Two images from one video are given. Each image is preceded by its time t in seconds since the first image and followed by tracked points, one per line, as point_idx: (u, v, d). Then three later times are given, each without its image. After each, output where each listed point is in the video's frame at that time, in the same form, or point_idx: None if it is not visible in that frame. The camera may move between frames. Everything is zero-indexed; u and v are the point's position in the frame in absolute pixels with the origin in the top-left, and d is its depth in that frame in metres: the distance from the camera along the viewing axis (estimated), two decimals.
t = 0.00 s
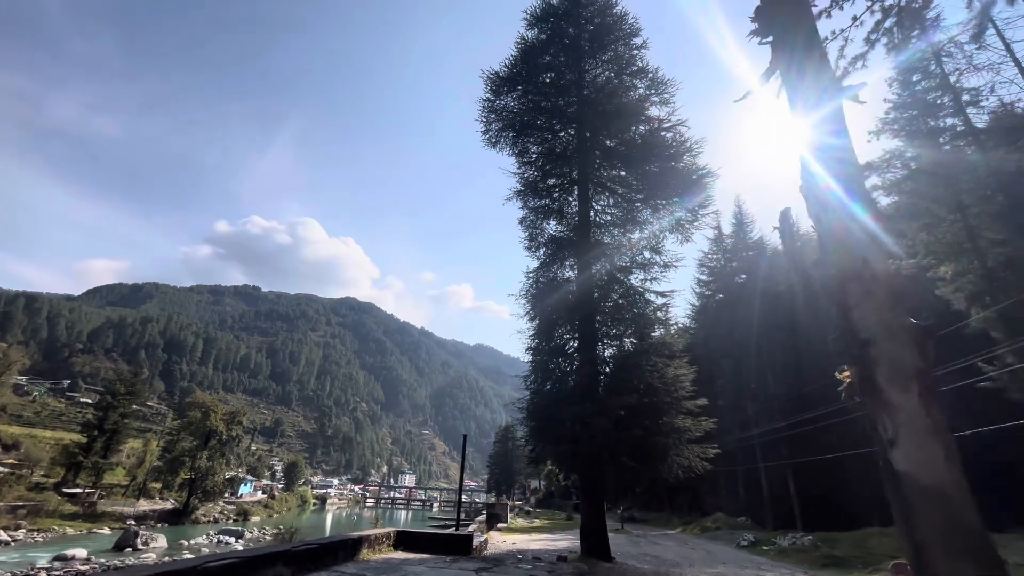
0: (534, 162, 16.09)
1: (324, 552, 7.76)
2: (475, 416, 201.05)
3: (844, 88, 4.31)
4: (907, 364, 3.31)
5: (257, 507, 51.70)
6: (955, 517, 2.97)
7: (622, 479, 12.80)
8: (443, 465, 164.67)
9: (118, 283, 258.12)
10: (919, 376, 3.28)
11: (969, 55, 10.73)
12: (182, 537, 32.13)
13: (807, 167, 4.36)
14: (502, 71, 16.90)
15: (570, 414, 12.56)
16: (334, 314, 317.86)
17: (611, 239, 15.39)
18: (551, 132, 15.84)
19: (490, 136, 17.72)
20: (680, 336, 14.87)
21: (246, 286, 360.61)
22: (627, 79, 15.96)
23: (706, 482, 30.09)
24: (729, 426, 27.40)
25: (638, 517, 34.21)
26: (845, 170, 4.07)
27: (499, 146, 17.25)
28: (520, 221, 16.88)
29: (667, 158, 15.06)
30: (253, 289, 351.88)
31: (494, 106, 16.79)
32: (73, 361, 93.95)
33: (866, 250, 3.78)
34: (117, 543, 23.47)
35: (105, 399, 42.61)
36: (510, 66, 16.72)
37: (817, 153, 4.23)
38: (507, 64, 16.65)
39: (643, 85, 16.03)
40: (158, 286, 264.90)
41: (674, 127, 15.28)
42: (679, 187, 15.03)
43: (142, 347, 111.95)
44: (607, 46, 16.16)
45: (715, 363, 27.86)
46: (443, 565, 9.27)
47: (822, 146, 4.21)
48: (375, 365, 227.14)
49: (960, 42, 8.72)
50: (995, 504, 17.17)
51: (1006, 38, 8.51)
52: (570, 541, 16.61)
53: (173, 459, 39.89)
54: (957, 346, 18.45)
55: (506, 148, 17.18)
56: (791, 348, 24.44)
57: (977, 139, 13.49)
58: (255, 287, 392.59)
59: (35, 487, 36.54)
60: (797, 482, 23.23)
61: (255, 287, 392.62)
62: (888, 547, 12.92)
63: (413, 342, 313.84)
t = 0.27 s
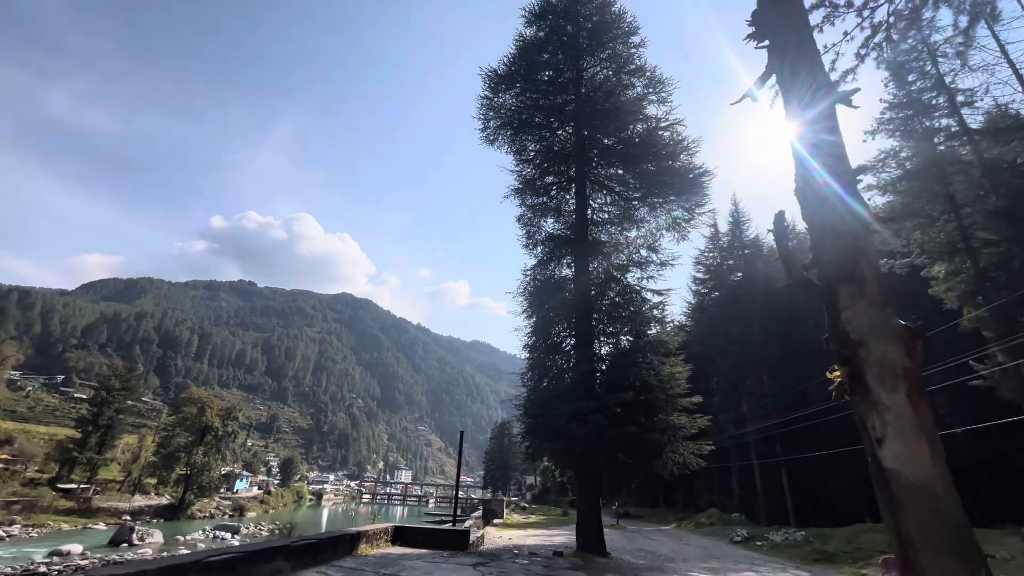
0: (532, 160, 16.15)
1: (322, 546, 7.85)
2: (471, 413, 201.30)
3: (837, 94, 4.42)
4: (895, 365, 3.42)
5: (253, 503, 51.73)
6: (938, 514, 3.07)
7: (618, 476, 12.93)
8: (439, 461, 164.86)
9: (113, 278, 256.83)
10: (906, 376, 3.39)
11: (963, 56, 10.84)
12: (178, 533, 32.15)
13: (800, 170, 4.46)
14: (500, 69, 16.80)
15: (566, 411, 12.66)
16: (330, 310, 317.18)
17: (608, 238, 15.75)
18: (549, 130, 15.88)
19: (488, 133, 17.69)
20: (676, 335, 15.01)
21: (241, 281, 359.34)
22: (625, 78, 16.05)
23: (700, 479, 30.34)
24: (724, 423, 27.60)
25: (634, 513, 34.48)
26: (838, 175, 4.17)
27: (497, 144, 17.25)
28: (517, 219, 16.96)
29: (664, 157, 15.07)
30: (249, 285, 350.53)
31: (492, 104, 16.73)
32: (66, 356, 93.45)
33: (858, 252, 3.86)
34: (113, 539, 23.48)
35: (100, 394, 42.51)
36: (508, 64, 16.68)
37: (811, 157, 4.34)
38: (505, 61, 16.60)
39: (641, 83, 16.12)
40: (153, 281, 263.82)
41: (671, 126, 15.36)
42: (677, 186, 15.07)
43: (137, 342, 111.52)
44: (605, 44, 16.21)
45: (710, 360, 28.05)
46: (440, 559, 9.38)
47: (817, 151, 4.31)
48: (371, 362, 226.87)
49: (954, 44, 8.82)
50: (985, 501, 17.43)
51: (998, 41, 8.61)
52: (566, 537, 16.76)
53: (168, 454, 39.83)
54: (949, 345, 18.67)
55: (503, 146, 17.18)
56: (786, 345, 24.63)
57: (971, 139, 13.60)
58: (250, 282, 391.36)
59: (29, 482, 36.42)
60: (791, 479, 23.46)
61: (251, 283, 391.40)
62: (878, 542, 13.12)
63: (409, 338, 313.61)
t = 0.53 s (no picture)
0: (529, 153, 16.19)
1: (321, 536, 7.99)
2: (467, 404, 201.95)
3: (830, 92, 4.51)
4: (880, 358, 3.53)
5: (250, 494, 51.96)
6: (918, 503, 3.20)
7: (612, 466, 13.13)
8: (436, 452, 165.60)
9: (107, 270, 255.38)
10: (891, 370, 3.50)
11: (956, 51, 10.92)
12: (176, 523, 32.29)
13: (793, 166, 4.54)
14: (496, 60, 16.76)
15: (562, 403, 12.79)
16: (326, 302, 316.58)
17: (604, 231, 15.83)
18: (545, 122, 15.89)
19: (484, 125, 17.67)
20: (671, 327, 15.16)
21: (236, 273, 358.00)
22: (621, 69, 16.05)
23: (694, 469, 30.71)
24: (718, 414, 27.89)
25: (628, 502, 34.90)
26: (830, 172, 4.25)
27: (493, 136, 17.25)
28: (514, 212, 17.03)
29: (660, 150, 15.08)
30: (243, 277, 348.98)
31: (488, 96, 16.72)
32: (61, 348, 93.06)
33: (847, 247, 3.95)
34: (110, 530, 23.60)
35: (95, 386, 42.43)
36: (504, 55, 16.63)
37: (804, 154, 4.42)
38: (502, 53, 16.55)
39: (638, 75, 16.12)
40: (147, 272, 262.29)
41: (667, 119, 15.40)
42: (673, 179, 15.13)
43: (132, 334, 111.13)
44: (602, 36, 16.16)
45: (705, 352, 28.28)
46: (437, 548, 9.55)
47: (809, 148, 4.40)
48: (368, 353, 226.96)
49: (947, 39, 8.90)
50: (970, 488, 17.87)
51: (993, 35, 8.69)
52: (561, 526, 17.03)
53: (165, 446, 39.90)
54: (940, 337, 18.92)
55: (500, 138, 17.19)
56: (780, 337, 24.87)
57: (965, 133, 13.76)
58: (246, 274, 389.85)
59: (25, 474, 36.46)
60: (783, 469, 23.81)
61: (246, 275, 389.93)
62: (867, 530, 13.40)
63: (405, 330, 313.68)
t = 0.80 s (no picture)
0: (522, 141, 16.17)
1: (318, 522, 8.12)
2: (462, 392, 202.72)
3: (817, 84, 4.60)
4: (860, 346, 3.65)
5: (246, 482, 52.23)
6: (892, 485, 3.33)
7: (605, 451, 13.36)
8: (431, 440, 166.48)
9: (97, 259, 252.79)
10: (870, 358, 3.63)
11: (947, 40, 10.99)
12: (173, 511, 32.49)
13: (781, 156, 4.62)
14: (489, 46, 16.61)
15: (556, 390, 12.94)
16: (320, 290, 315.39)
17: (597, 220, 15.93)
18: (539, 110, 15.85)
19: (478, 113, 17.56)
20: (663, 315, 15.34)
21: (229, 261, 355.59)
22: (616, 57, 16.02)
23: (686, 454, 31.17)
24: (709, 401, 28.26)
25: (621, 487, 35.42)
26: (816, 163, 4.34)
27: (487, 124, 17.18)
28: (507, 200, 17.06)
29: (654, 139, 15.09)
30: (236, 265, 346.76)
31: (482, 83, 16.60)
32: (52, 337, 92.41)
33: (830, 237, 4.05)
34: (107, 518, 23.76)
35: (87, 375, 42.31)
36: (498, 42, 16.48)
37: (791, 145, 4.51)
38: (495, 39, 16.40)
39: (632, 63, 16.08)
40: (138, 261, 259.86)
41: (661, 107, 15.40)
42: (667, 168, 15.16)
43: (124, 323, 110.53)
44: (597, 22, 16.04)
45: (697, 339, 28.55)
46: (432, 533, 9.73)
47: (797, 138, 4.49)
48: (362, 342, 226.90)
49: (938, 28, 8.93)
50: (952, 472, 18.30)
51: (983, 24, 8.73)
52: (555, 510, 17.31)
53: (160, 435, 39.95)
54: (928, 324, 19.20)
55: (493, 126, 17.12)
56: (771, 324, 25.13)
57: (956, 122, 13.90)
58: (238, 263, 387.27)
59: (19, 463, 36.41)
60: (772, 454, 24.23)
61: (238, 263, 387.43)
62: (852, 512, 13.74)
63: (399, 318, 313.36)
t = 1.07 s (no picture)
0: (513, 128, 16.17)
1: (311, 506, 8.28)
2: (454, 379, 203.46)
3: (798, 75, 4.70)
4: (832, 332, 3.82)
5: (238, 469, 52.35)
6: (859, 463, 3.51)
7: (594, 436, 13.63)
8: (423, 426, 167.42)
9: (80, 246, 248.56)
10: (841, 343, 3.80)
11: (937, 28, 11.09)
12: (164, 499, 32.54)
13: (762, 147, 4.74)
14: (480, 31, 16.47)
15: (546, 376, 13.12)
16: (309, 278, 313.29)
17: (588, 207, 16.00)
18: (530, 97, 15.83)
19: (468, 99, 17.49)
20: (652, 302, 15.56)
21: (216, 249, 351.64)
22: (606, 43, 15.98)
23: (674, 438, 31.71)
24: (697, 386, 28.71)
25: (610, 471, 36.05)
26: (795, 154, 4.47)
27: (477, 110, 17.12)
28: (498, 188, 17.09)
29: (644, 126, 15.17)
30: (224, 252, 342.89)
31: (472, 68, 16.50)
32: (36, 326, 91.10)
33: (806, 227, 4.19)
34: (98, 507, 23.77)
35: (74, 364, 41.92)
36: (488, 27, 16.34)
37: (772, 136, 4.62)
38: (485, 24, 16.26)
39: (623, 49, 16.06)
40: (123, 248, 255.99)
41: (651, 95, 15.45)
42: (657, 156, 15.25)
43: (110, 311, 109.24)
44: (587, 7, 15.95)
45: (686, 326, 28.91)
46: (424, 516, 9.95)
47: (777, 129, 4.60)
48: (353, 329, 226.27)
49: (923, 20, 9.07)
50: (929, 454, 18.88)
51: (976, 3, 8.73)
52: (545, 494, 17.64)
53: (149, 424, 39.82)
54: (911, 309, 19.63)
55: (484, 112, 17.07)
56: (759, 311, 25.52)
57: (942, 111, 14.12)
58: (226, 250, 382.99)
59: (6, 453, 36.17)
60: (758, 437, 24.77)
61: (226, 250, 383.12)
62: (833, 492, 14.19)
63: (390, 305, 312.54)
